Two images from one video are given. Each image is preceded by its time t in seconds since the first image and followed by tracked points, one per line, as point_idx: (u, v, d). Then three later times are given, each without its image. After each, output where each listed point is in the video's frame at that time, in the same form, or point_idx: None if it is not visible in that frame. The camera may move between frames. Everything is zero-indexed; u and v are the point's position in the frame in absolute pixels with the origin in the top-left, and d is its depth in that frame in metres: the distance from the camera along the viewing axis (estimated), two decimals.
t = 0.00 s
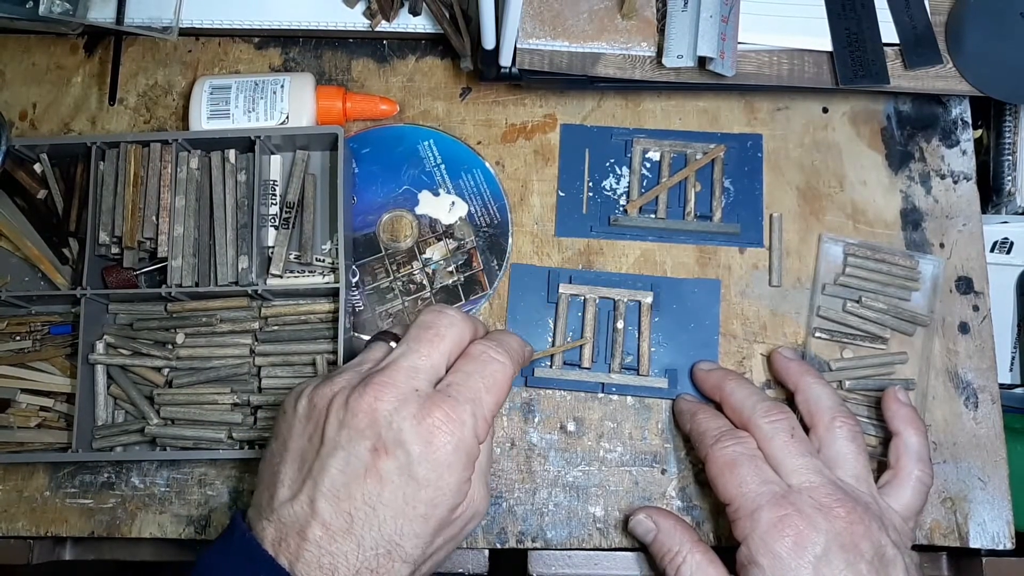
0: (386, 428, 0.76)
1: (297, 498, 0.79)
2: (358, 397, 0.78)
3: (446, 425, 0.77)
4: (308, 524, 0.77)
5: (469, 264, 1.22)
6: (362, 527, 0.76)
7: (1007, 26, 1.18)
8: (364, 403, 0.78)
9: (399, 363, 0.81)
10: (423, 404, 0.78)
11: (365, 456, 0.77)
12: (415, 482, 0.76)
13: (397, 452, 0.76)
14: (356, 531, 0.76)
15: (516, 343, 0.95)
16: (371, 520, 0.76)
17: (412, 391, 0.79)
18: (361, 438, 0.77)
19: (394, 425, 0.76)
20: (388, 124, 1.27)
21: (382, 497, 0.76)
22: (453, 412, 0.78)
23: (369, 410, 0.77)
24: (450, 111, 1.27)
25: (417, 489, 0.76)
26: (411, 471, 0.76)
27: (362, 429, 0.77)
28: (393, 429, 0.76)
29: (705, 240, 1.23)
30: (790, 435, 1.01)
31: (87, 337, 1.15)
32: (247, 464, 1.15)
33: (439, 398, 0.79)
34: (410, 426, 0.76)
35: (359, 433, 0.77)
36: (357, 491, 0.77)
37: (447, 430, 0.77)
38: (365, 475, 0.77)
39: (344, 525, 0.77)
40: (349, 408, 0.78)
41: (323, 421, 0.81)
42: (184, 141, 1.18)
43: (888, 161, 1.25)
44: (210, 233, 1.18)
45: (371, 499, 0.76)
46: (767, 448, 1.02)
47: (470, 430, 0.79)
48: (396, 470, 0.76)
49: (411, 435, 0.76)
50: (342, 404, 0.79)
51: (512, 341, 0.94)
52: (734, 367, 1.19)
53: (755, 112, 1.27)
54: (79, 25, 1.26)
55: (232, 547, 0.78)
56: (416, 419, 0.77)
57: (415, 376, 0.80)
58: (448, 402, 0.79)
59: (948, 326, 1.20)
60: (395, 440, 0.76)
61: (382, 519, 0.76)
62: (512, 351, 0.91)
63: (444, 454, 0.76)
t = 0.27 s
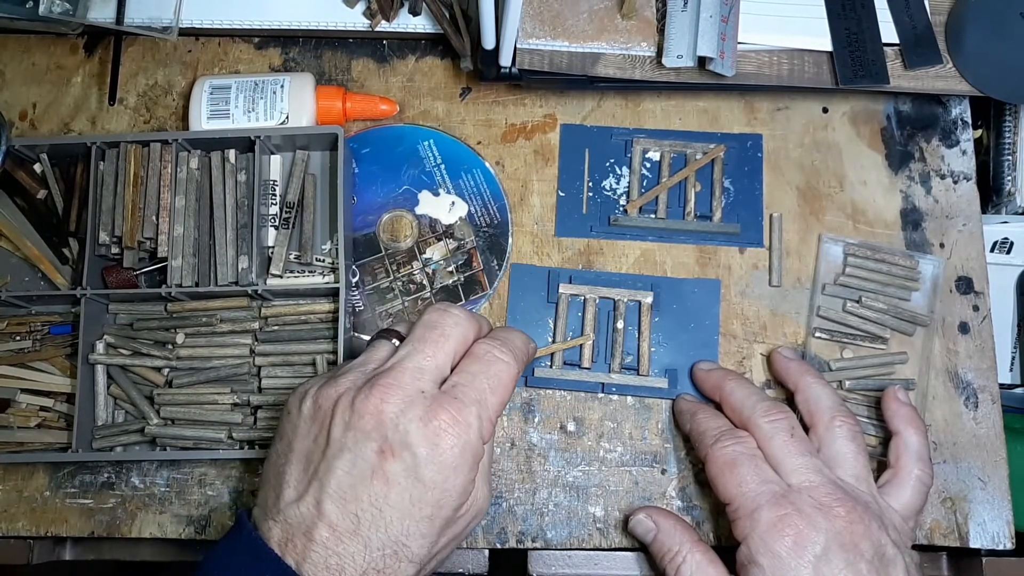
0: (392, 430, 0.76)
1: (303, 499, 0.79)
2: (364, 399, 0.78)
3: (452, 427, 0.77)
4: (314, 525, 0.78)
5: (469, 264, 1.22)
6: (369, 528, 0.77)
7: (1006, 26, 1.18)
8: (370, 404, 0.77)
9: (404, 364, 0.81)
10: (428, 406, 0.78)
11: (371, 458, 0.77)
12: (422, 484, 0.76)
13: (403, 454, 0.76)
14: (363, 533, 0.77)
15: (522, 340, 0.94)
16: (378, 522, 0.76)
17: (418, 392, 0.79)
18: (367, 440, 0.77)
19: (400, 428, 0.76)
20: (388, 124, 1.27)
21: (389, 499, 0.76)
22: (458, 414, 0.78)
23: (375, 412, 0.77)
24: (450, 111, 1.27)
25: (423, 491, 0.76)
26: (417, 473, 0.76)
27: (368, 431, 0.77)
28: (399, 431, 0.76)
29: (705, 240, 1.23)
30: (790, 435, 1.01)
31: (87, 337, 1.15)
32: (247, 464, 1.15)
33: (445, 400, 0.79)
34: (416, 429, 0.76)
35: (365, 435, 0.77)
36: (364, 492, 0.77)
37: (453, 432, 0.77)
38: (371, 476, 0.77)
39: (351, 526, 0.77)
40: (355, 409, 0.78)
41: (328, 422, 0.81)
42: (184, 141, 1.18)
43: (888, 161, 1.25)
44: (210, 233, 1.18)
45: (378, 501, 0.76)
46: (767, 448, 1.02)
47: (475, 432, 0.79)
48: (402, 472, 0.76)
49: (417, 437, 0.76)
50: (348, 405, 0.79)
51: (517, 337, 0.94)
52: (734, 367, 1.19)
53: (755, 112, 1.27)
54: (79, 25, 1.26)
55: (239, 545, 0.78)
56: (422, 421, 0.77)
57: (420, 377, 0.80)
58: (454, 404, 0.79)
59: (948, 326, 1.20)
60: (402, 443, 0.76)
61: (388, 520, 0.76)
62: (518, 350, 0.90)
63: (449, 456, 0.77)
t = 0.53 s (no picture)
0: (345, 441, 0.76)
1: (264, 518, 0.79)
2: (316, 411, 0.78)
3: (406, 433, 0.77)
4: (275, 544, 0.77)
5: (469, 264, 1.22)
6: (330, 544, 0.76)
7: (1006, 26, 1.17)
8: (322, 417, 0.77)
9: (358, 372, 0.81)
10: (382, 413, 0.78)
11: (327, 472, 0.77)
12: (379, 495, 0.76)
13: (358, 465, 0.76)
14: (324, 549, 0.76)
15: (485, 338, 0.94)
16: (338, 537, 0.76)
17: (372, 400, 0.78)
18: (321, 454, 0.77)
19: (353, 438, 0.76)
20: (388, 124, 1.27)
21: (348, 513, 0.76)
22: (414, 419, 0.78)
23: (327, 423, 0.77)
24: (450, 111, 1.27)
25: (381, 502, 0.76)
26: (373, 484, 0.76)
27: (322, 444, 0.77)
28: (353, 441, 0.76)
29: (705, 240, 1.23)
30: (791, 434, 1.01)
31: (87, 337, 1.15)
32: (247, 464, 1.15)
33: (399, 406, 0.78)
34: (369, 438, 0.76)
35: (319, 448, 0.77)
36: (322, 508, 0.76)
37: (408, 438, 0.77)
38: (327, 491, 0.76)
39: (312, 543, 0.77)
40: (309, 423, 0.78)
41: (287, 436, 0.82)
42: (184, 141, 1.18)
43: (888, 161, 1.25)
44: (210, 233, 1.18)
45: (337, 516, 0.76)
46: (767, 448, 1.02)
47: (433, 436, 0.78)
48: (359, 484, 0.76)
49: (370, 446, 0.76)
50: (303, 420, 0.79)
51: (480, 336, 0.94)
52: (734, 367, 1.19)
53: (755, 112, 1.27)
54: (79, 25, 1.26)
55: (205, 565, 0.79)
56: (376, 429, 0.76)
57: (375, 385, 0.80)
58: (409, 409, 0.78)
59: (948, 326, 1.20)
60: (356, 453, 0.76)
61: (349, 534, 0.76)
62: (480, 350, 0.90)
63: (406, 464, 0.76)
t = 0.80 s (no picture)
0: (368, 502, 0.77)
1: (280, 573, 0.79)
2: (337, 470, 0.79)
3: (430, 495, 0.79)
4: None
5: (469, 264, 1.22)
6: None
7: (1006, 26, 1.17)
8: (343, 476, 0.78)
9: (375, 430, 0.82)
10: (404, 474, 0.79)
11: (348, 533, 0.77)
12: (401, 555, 0.77)
13: (381, 526, 0.77)
14: None
15: (492, 391, 0.96)
16: None
17: (392, 460, 0.80)
18: (342, 513, 0.77)
19: (375, 499, 0.77)
20: (388, 124, 1.27)
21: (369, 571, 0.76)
22: (436, 481, 0.80)
23: (349, 483, 0.78)
24: (450, 111, 1.27)
25: (403, 562, 0.77)
26: (396, 545, 0.77)
27: (344, 506, 0.78)
28: (376, 503, 0.77)
29: (705, 240, 1.23)
30: (791, 435, 1.01)
31: (87, 337, 1.15)
32: (247, 464, 1.15)
33: (421, 468, 0.80)
34: (392, 499, 0.77)
35: (340, 508, 0.77)
36: (342, 568, 0.77)
37: (431, 500, 0.79)
38: (348, 552, 0.77)
39: None
40: (328, 482, 0.79)
41: (301, 494, 0.82)
42: (184, 141, 1.18)
43: (888, 161, 1.25)
44: (210, 233, 1.18)
45: None
46: (768, 449, 1.02)
47: (453, 498, 0.80)
48: (381, 545, 0.77)
49: (394, 509, 0.77)
50: (321, 478, 0.80)
51: (486, 389, 0.96)
52: (734, 367, 1.19)
53: (755, 112, 1.27)
54: (79, 25, 1.26)
55: None
56: (399, 491, 0.78)
57: (393, 442, 0.81)
58: (430, 470, 0.80)
59: (948, 326, 1.20)
60: (379, 514, 0.77)
61: None
62: (489, 406, 0.92)
63: (429, 526, 0.78)
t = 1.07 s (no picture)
0: (378, 506, 0.77)
1: None
2: (346, 474, 0.79)
3: (439, 499, 0.79)
4: None
5: (469, 264, 1.22)
6: None
7: (1006, 25, 1.17)
8: (352, 480, 0.78)
9: (384, 435, 0.82)
10: (413, 478, 0.79)
11: (358, 537, 0.78)
12: (411, 559, 0.77)
13: (390, 530, 0.77)
14: None
15: (498, 394, 0.95)
16: None
17: (401, 464, 0.80)
18: (352, 517, 0.78)
19: (385, 503, 0.77)
20: (388, 124, 1.27)
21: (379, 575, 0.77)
22: (445, 484, 0.80)
23: (358, 487, 0.78)
24: (450, 111, 1.27)
25: (412, 566, 0.77)
26: (406, 549, 0.77)
27: (353, 510, 0.78)
28: (385, 507, 0.77)
29: (705, 240, 1.23)
30: (791, 434, 1.01)
31: (87, 337, 1.15)
32: (247, 464, 1.15)
33: (429, 472, 0.80)
34: (402, 504, 0.77)
35: (349, 512, 0.78)
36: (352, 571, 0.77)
37: (440, 503, 0.79)
38: (358, 555, 0.78)
39: None
40: (337, 486, 0.79)
41: (309, 498, 0.82)
42: (184, 141, 1.18)
43: (888, 161, 1.25)
44: (210, 233, 1.18)
45: None
46: (768, 448, 1.02)
47: (462, 502, 0.80)
48: (391, 548, 0.77)
49: (403, 513, 0.77)
50: (329, 482, 0.80)
51: (493, 391, 0.95)
52: (734, 367, 1.19)
53: (755, 112, 1.27)
54: (79, 25, 1.26)
55: None
56: (409, 495, 0.78)
57: (401, 447, 0.82)
58: (439, 474, 0.81)
59: (948, 326, 1.20)
60: (389, 517, 0.77)
61: None
62: (495, 409, 0.92)
63: (438, 530, 0.78)
